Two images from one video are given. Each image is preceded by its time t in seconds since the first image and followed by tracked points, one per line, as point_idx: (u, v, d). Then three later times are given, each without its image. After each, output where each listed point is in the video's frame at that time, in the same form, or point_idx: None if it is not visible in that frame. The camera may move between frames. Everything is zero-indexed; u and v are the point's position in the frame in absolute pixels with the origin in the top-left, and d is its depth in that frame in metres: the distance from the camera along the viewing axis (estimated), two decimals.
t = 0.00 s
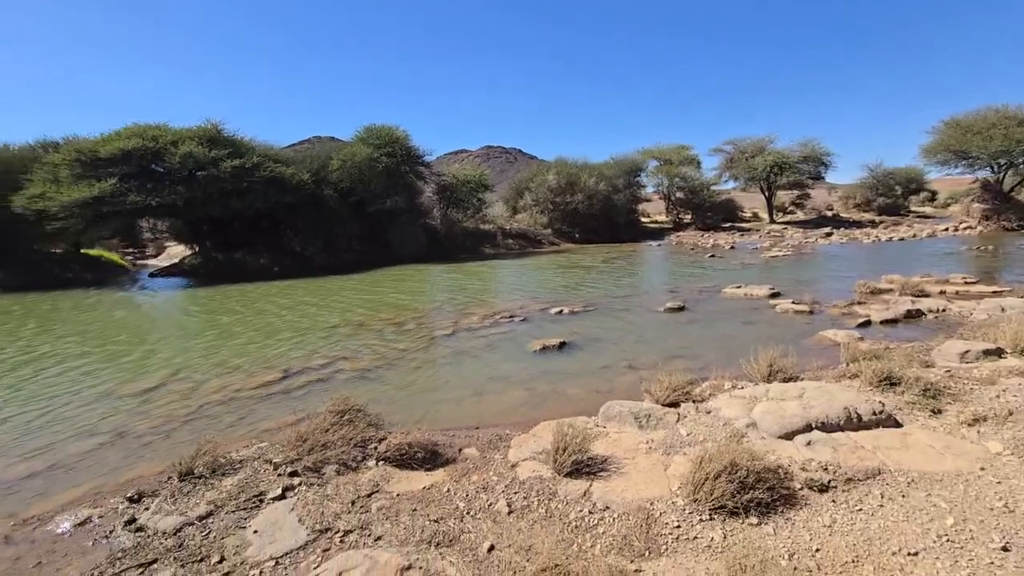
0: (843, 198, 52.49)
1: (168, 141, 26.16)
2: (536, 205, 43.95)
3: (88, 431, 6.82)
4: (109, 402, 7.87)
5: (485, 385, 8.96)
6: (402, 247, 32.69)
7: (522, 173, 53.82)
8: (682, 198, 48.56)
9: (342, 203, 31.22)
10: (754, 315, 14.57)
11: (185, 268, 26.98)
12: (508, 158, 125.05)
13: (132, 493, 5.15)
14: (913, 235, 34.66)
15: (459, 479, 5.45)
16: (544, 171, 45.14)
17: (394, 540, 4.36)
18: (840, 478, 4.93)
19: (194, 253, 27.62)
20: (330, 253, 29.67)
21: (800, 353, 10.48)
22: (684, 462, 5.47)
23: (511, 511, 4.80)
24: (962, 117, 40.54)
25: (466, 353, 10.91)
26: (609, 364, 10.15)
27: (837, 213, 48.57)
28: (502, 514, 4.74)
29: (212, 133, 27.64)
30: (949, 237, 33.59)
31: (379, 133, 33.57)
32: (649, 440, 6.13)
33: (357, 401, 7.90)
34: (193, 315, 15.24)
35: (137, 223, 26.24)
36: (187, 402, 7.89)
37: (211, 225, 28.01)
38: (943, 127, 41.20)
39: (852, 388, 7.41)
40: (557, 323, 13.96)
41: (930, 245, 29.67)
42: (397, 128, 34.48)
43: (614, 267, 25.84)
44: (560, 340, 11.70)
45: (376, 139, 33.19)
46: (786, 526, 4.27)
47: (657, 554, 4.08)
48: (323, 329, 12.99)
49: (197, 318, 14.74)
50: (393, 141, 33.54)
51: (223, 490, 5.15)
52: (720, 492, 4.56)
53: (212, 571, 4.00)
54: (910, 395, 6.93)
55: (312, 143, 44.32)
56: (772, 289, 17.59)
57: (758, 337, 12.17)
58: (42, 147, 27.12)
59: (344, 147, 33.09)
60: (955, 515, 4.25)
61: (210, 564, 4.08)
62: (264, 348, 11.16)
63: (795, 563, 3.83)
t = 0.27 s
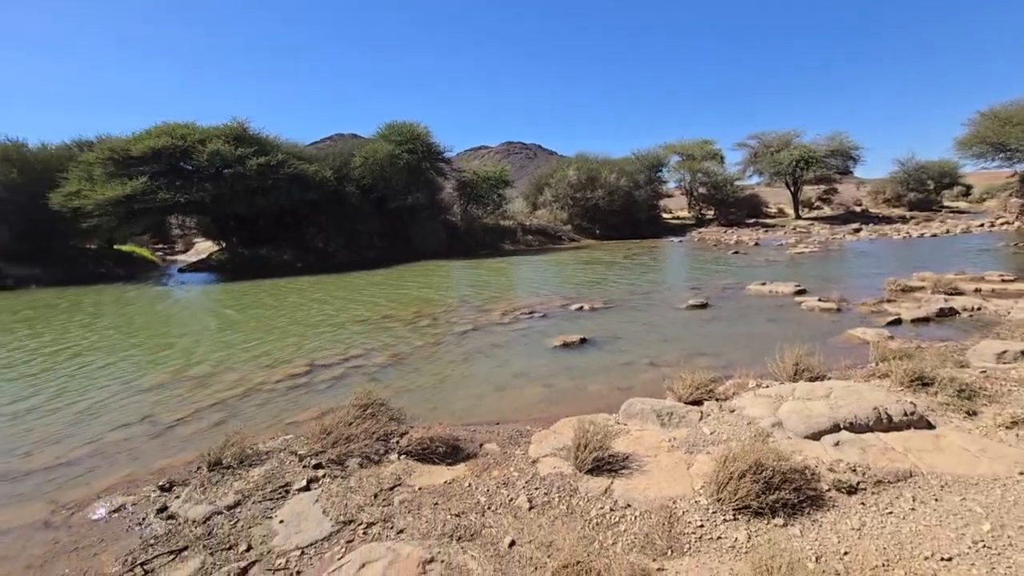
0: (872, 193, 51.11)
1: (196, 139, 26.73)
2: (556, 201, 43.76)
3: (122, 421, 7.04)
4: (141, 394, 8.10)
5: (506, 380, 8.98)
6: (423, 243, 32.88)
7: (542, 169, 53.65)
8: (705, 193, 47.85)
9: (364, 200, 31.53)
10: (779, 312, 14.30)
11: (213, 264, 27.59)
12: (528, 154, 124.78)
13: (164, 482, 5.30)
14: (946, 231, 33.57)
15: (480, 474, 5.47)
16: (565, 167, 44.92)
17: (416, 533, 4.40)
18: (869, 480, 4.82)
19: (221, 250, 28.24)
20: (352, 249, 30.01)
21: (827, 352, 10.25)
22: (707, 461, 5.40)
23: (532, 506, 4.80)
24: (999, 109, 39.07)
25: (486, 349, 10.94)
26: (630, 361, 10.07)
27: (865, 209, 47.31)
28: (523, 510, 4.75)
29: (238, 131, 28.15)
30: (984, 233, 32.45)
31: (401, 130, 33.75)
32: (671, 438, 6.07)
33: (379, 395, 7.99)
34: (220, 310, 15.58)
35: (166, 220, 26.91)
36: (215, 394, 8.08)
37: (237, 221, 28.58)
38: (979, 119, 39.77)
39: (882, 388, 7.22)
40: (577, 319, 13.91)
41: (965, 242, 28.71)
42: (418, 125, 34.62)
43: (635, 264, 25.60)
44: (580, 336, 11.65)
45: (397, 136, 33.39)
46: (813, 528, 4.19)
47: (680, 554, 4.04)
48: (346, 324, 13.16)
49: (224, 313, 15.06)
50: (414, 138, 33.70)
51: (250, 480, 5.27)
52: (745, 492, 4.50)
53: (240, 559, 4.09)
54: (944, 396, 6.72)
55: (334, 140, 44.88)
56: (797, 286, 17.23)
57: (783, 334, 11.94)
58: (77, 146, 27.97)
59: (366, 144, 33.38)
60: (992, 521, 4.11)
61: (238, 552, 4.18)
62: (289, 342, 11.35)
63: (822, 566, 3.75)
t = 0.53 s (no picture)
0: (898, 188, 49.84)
1: (219, 138, 27.20)
2: (573, 198, 43.51)
3: (149, 414, 7.18)
4: (167, 387, 8.27)
5: (523, 377, 8.98)
6: (440, 240, 32.98)
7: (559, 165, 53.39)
8: (725, 189, 47.16)
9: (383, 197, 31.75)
10: (802, 310, 14.03)
11: (235, 261, 28.07)
12: (544, 150, 124.41)
13: (189, 473, 5.41)
14: (976, 227, 32.58)
15: (498, 470, 5.48)
16: (582, 163, 44.67)
17: (434, 527, 4.42)
18: (896, 482, 4.70)
19: (243, 247, 28.74)
20: (370, 246, 30.29)
21: (851, 350, 10.03)
22: (728, 460, 5.33)
23: (550, 503, 4.79)
24: None
25: (503, 345, 10.95)
26: (649, 358, 9.98)
27: (891, 204, 46.16)
28: (542, 507, 4.74)
29: (260, 130, 28.56)
30: (1016, 228, 31.44)
31: (419, 127, 33.83)
32: (691, 436, 6.00)
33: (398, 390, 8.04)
34: (243, 306, 15.84)
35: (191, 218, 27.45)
36: (237, 389, 8.20)
37: (259, 219, 29.04)
38: (1011, 111, 38.50)
39: (910, 387, 7.04)
40: (595, 316, 13.83)
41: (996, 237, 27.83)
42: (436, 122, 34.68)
43: (653, 260, 25.34)
44: (598, 333, 11.59)
45: (415, 133, 33.48)
46: (838, 530, 4.11)
47: (700, 553, 3.99)
48: (365, 320, 13.27)
49: (246, 309, 15.31)
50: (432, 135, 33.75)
51: (272, 473, 5.35)
52: (767, 491, 4.43)
53: (262, 550, 4.16)
54: (975, 396, 6.53)
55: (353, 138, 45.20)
56: (820, 283, 16.90)
57: (806, 332, 11.73)
58: (105, 145, 28.67)
59: (384, 142, 33.58)
60: None
61: (261, 543, 4.25)
62: (310, 338, 11.49)
63: (847, 568, 3.68)
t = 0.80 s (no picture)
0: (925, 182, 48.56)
1: (240, 137, 27.63)
2: (590, 194, 43.25)
3: (173, 407, 7.34)
4: (191, 382, 8.44)
5: (540, 373, 8.97)
6: (457, 236, 33.05)
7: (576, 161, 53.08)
8: (745, 184, 46.45)
9: (400, 194, 31.95)
10: (824, 306, 13.76)
11: (256, 258, 28.52)
12: (561, 145, 123.96)
13: (212, 466, 5.51)
14: (1007, 221, 31.59)
15: (515, 467, 5.48)
16: (599, 159, 44.38)
17: (452, 523, 4.44)
18: (923, 483, 4.59)
19: (264, 244, 29.17)
20: (388, 243, 30.51)
21: (876, 348, 9.80)
22: (749, 459, 5.25)
23: (567, 500, 4.78)
24: None
25: (520, 342, 10.94)
26: (667, 356, 9.89)
27: (918, 198, 44.98)
28: (559, 504, 4.73)
29: (280, 128, 28.93)
30: None
31: (435, 124, 33.91)
32: (711, 435, 5.93)
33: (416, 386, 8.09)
34: (264, 302, 16.08)
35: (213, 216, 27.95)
36: (258, 383, 8.34)
37: (279, 217, 29.46)
38: None
39: (938, 386, 6.85)
40: (612, 313, 13.74)
41: None
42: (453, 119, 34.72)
43: (672, 257, 25.07)
44: (616, 330, 11.52)
45: (431, 130, 33.58)
46: (862, 531, 4.02)
47: (720, 553, 3.94)
48: (383, 317, 13.38)
49: (267, 305, 15.52)
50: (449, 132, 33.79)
51: (293, 467, 5.42)
52: (789, 492, 4.35)
53: (283, 542, 4.22)
54: (1007, 396, 6.33)
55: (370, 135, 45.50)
56: (843, 279, 16.55)
57: (828, 329, 11.51)
58: (131, 145, 29.32)
59: (401, 139, 33.77)
60: None
61: (282, 536, 4.31)
62: (329, 334, 11.62)
63: (872, 571, 3.59)
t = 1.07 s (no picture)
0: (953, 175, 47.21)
1: (261, 136, 28.05)
2: (607, 189, 42.92)
3: (197, 401, 7.49)
4: (214, 376, 8.60)
5: (556, 369, 8.94)
6: (473, 233, 33.08)
7: (593, 157, 52.76)
8: (765, 178, 45.66)
9: (417, 191, 32.12)
10: (847, 303, 13.46)
11: (276, 254, 28.93)
12: (578, 141, 123.32)
13: (235, 459, 5.62)
14: None
15: (532, 463, 5.47)
16: (616, 155, 44.02)
17: (469, 518, 4.45)
18: (952, 485, 4.47)
19: (284, 241, 29.57)
20: (405, 240, 30.69)
21: (902, 346, 9.56)
22: (770, 458, 5.17)
23: (584, 497, 4.76)
24: None
25: (536, 338, 10.92)
26: (685, 353, 9.78)
27: (946, 192, 43.75)
28: (576, 500, 4.71)
29: (299, 126, 29.27)
30: None
31: (452, 121, 33.96)
32: (730, 433, 5.86)
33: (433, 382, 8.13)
34: (284, 298, 16.32)
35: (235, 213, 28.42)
36: (278, 378, 8.46)
37: (299, 214, 29.83)
38: None
39: (967, 385, 6.66)
40: (629, 309, 13.65)
41: None
42: (469, 115, 34.70)
43: (690, 253, 24.77)
44: (633, 326, 11.43)
45: (448, 127, 33.64)
46: (888, 533, 3.93)
47: (740, 552, 3.89)
48: (400, 313, 13.47)
49: (287, 302, 15.75)
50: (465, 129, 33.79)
51: (312, 460, 5.49)
52: (811, 491, 4.27)
53: (303, 534, 4.28)
54: None
55: (388, 133, 45.80)
56: (868, 275, 16.19)
57: (851, 326, 11.27)
58: (155, 144, 29.96)
59: (418, 136, 33.92)
60: None
61: (302, 529, 4.37)
62: (348, 330, 11.75)
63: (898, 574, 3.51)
